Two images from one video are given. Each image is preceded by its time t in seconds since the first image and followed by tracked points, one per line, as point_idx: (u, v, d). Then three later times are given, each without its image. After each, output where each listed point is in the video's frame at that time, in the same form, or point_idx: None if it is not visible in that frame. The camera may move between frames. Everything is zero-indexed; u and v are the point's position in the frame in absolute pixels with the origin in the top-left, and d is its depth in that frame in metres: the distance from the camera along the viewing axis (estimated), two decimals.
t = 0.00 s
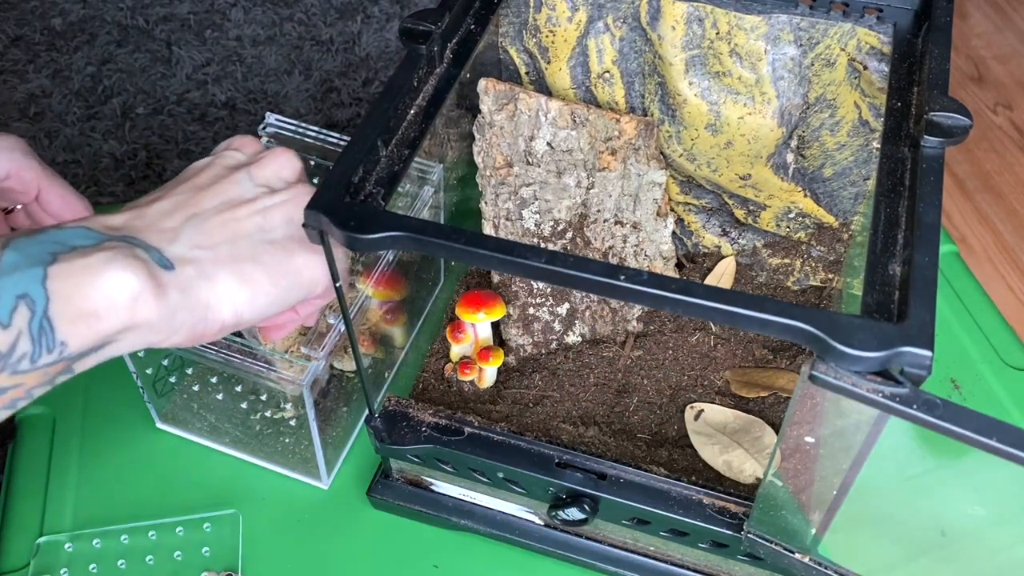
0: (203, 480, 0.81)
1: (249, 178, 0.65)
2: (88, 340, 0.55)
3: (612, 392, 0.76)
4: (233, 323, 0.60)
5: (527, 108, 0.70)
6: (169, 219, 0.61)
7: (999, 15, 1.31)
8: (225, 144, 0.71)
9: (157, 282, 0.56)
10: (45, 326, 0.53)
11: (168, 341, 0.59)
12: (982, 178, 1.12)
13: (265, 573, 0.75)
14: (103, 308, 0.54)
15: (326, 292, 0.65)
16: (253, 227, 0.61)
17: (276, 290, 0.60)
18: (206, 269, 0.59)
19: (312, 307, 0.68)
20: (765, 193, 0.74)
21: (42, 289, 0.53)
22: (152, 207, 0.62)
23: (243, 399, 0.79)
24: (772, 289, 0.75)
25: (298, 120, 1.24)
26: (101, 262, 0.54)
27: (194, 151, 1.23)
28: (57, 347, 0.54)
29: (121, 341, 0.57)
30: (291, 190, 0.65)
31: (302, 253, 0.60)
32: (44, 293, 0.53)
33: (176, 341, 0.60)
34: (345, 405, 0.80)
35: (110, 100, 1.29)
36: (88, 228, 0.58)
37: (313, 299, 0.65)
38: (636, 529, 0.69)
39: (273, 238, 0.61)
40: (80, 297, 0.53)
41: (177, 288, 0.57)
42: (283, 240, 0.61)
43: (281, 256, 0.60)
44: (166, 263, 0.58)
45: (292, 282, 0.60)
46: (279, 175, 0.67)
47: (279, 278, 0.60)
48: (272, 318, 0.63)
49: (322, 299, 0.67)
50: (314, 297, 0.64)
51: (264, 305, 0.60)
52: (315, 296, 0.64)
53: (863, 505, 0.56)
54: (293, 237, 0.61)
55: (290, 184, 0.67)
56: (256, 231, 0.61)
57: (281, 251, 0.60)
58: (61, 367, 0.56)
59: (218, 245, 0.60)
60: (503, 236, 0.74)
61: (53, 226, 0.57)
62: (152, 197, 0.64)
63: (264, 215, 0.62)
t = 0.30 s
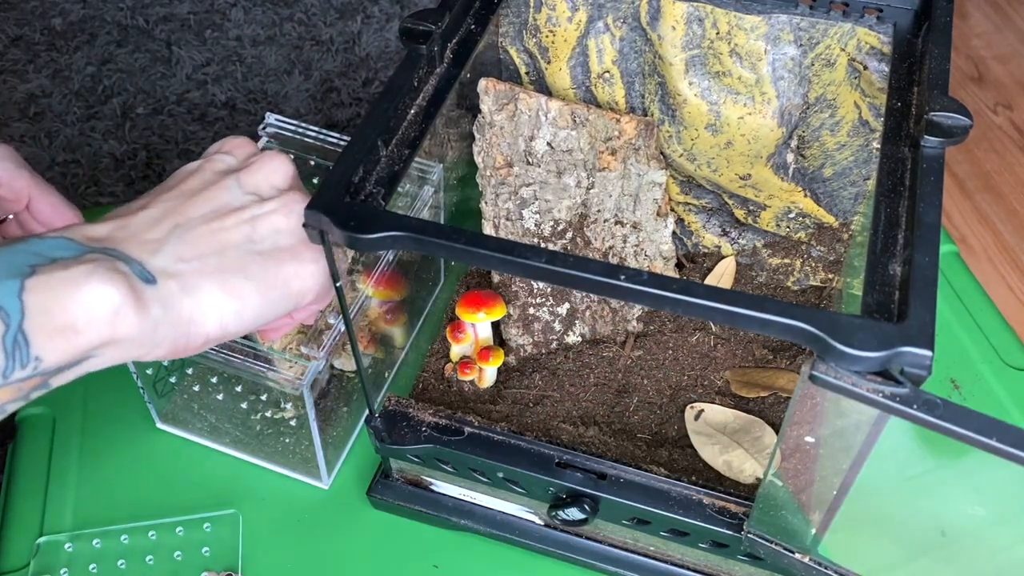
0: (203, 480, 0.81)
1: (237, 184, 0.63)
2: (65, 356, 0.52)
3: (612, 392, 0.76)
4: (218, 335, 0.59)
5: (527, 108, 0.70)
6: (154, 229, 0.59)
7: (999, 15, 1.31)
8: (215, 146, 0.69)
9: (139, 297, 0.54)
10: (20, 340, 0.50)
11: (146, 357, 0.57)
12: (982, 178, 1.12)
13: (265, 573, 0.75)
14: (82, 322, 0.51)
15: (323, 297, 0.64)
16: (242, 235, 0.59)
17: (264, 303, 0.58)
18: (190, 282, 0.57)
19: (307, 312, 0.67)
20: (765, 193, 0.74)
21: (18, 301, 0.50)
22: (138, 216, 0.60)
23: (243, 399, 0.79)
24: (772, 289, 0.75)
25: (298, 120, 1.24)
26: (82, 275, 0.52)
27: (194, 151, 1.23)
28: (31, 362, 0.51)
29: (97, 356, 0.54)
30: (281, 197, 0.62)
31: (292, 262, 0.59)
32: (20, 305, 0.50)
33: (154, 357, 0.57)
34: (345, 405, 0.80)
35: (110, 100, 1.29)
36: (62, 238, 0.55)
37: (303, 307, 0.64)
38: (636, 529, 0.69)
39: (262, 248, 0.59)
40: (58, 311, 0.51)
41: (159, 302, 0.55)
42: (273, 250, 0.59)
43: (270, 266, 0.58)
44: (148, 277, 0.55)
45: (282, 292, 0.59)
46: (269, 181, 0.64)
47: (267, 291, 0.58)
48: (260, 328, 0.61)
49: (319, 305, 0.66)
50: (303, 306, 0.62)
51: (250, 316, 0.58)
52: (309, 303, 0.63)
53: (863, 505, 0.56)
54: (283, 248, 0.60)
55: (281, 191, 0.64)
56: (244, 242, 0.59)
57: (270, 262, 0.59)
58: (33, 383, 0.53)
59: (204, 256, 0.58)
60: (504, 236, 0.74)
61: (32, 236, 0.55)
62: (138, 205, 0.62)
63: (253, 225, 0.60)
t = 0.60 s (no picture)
0: (204, 481, 0.81)
1: (227, 188, 0.62)
2: (47, 364, 0.52)
3: (612, 392, 0.76)
4: (204, 341, 0.58)
5: (527, 108, 0.70)
6: (139, 235, 0.58)
7: (999, 15, 1.31)
8: (206, 146, 0.68)
9: (124, 304, 0.53)
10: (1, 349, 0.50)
11: (132, 363, 0.56)
12: (982, 178, 1.12)
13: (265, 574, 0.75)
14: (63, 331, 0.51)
15: (318, 300, 0.64)
16: (230, 242, 0.59)
17: (252, 309, 0.58)
18: (177, 291, 0.56)
19: (302, 314, 0.67)
20: (765, 193, 0.74)
21: None
22: (124, 221, 0.59)
23: (243, 399, 0.79)
24: (772, 289, 0.75)
25: (298, 120, 1.24)
26: (65, 282, 0.51)
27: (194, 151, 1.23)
28: (11, 370, 0.51)
29: (81, 364, 0.53)
30: (271, 201, 0.61)
31: (280, 269, 0.59)
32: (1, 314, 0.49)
33: (140, 363, 0.57)
34: (345, 405, 0.80)
35: (110, 100, 1.29)
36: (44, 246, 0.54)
37: (292, 313, 0.64)
38: (636, 529, 0.69)
39: (250, 254, 0.59)
40: (39, 320, 0.50)
41: (145, 311, 0.54)
42: (260, 256, 0.59)
43: (258, 275, 0.58)
44: (134, 284, 0.54)
45: (270, 299, 0.59)
46: (260, 184, 0.63)
47: (255, 299, 0.58)
48: (248, 334, 0.61)
49: (313, 307, 0.65)
50: (293, 311, 0.63)
51: (237, 323, 0.58)
52: (300, 307, 0.63)
53: (863, 505, 0.56)
54: (271, 254, 0.59)
55: (272, 194, 0.63)
56: (232, 248, 0.59)
57: (258, 269, 0.58)
58: (16, 390, 0.53)
59: (190, 264, 0.57)
60: (504, 236, 0.74)
61: (18, 241, 0.54)
62: (125, 210, 0.61)
63: (241, 231, 0.59)
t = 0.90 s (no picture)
0: (203, 481, 0.81)
1: (217, 173, 0.62)
2: (38, 354, 0.51)
3: (612, 392, 0.76)
4: (197, 329, 0.58)
5: (527, 108, 0.70)
6: (129, 222, 0.57)
7: (999, 15, 1.31)
8: (195, 132, 0.67)
9: (115, 293, 0.53)
10: None
11: (122, 353, 0.56)
12: (982, 178, 1.12)
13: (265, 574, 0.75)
14: (54, 320, 0.50)
15: (312, 285, 0.64)
16: (221, 227, 0.59)
17: (244, 296, 0.58)
18: (168, 278, 0.56)
19: (297, 300, 0.67)
20: (765, 193, 0.74)
21: None
22: (114, 209, 0.58)
23: (243, 399, 0.79)
24: (772, 289, 0.75)
25: (298, 120, 1.24)
26: (54, 271, 0.51)
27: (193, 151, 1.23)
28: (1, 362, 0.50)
29: (71, 354, 0.53)
30: (261, 184, 0.61)
31: (273, 254, 0.59)
32: None
33: (132, 353, 0.57)
34: (345, 405, 0.80)
35: (110, 100, 1.29)
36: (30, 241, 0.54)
37: (285, 299, 0.64)
38: (636, 529, 0.69)
39: (241, 240, 0.59)
40: (29, 309, 0.49)
41: (136, 298, 0.54)
42: (252, 241, 0.59)
43: (250, 260, 0.58)
44: (125, 272, 0.54)
45: (263, 285, 0.59)
46: (250, 168, 0.63)
47: (247, 285, 0.58)
48: (240, 321, 0.61)
49: (308, 293, 0.66)
50: (286, 297, 0.63)
51: (230, 310, 0.58)
52: (294, 293, 0.63)
53: (863, 505, 0.56)
54: (263, 239, 0.59)
55: (263, 178, 0.63)
56: (223, 234, 0.59)
57: (250, 255, 0.58)
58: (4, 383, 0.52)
59: (181, 251, 0.57)
60: (503, 236, 0.73)
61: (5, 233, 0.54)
62: (114, 197, 0.61)
63: (233, 216, 0.59)
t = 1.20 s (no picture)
0: (204, 481, 0.81)
1: (227, 170, 0.62)
2: (48, 349, 0.52)
3: (612, 392, 0.76)
4: (205, 325, 0.58)
5: (527, 108, 0.70)
6: (139, 218, 0.57)
7: (999, 15, 1.31)
8: (205, 129, 0.68)
9: (125, 289, 0.53)
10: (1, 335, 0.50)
11: (132, 348, 0.56)
12: (982, 178, 1.12)
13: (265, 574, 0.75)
14: (63, 315, 0.50)
15: (320, 283, 0.64)
16: (230, 224, 0.59)
17: (252, 292, 0.58)
18: (177, 274, 0.56)
19: (304, 298, 0.66)
20: (765, 193, 0.74)
21: None
22: (123, 205, 0.58)
23: (244, 399, 0.79)
24: (772, 289, 0.75)
25: (298, 120, 1.24)
26: (64, 266, 0.51)
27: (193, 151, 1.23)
28: (12, 357, 0.51)
29: (81, 348, 0.53)
30: (270, 181, 0.61)
31: (281, 251, 0.59)
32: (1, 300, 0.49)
33: (142, 347, 0.57)
34: (345, 405, 0.80)
35: (110, 99, 1.29)
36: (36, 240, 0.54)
37: (293, 296, 0.63)
38: (636, 529, 0.69)
39: (249, 237, 0.59)
40: (39, 305, 0.50)
41: (145, 295, 0.54)
42: (261, 238, 0.59)
43: (259, 256, 0.58)
44: (134, 268, 0.54)
45: (271, 282, 0.59)
46: (259, 165, 0.63)
47: (255, 282, 0.58)
48: (249, 318, 0.61)
49: (316, 289, 0.65)
50: (294, 294, 0.63)
51: (238, 307, 0.58)
52: (301, 290, 0.63)
53: (863, 505, 0.56)
54: (271, 236, 0.59)
55: (272, 175, 0.63)
56: (232, 231, 0.59)
57: (259, 251, 0.58)
58: (15, 377, 0.53)
59: (189, 248, 0.57)
60: (503, 236, 0.73)
61: (15, 227, 0.54)
62: (124, 192, 0.61)
63: (241, 213, 0.59)
